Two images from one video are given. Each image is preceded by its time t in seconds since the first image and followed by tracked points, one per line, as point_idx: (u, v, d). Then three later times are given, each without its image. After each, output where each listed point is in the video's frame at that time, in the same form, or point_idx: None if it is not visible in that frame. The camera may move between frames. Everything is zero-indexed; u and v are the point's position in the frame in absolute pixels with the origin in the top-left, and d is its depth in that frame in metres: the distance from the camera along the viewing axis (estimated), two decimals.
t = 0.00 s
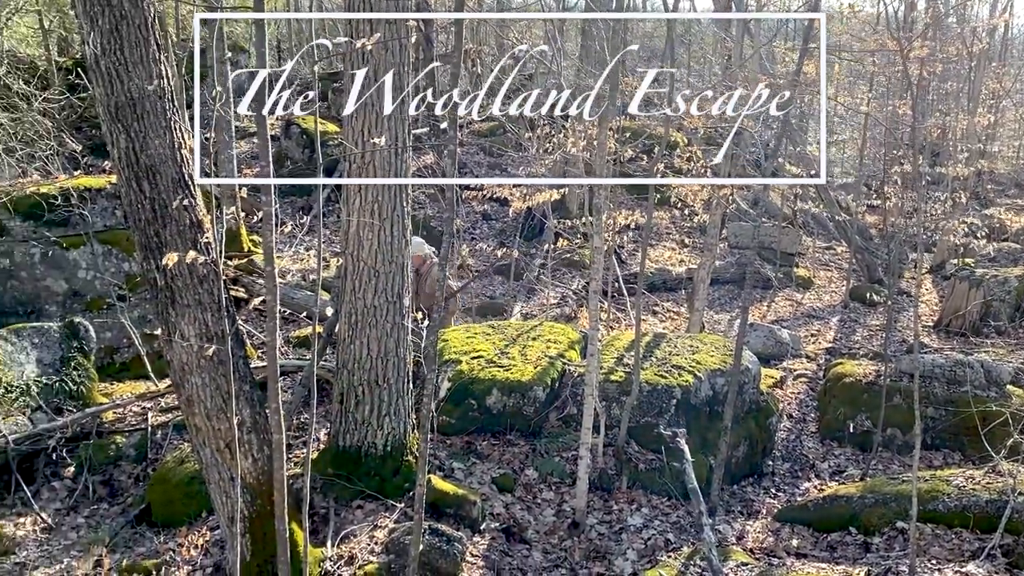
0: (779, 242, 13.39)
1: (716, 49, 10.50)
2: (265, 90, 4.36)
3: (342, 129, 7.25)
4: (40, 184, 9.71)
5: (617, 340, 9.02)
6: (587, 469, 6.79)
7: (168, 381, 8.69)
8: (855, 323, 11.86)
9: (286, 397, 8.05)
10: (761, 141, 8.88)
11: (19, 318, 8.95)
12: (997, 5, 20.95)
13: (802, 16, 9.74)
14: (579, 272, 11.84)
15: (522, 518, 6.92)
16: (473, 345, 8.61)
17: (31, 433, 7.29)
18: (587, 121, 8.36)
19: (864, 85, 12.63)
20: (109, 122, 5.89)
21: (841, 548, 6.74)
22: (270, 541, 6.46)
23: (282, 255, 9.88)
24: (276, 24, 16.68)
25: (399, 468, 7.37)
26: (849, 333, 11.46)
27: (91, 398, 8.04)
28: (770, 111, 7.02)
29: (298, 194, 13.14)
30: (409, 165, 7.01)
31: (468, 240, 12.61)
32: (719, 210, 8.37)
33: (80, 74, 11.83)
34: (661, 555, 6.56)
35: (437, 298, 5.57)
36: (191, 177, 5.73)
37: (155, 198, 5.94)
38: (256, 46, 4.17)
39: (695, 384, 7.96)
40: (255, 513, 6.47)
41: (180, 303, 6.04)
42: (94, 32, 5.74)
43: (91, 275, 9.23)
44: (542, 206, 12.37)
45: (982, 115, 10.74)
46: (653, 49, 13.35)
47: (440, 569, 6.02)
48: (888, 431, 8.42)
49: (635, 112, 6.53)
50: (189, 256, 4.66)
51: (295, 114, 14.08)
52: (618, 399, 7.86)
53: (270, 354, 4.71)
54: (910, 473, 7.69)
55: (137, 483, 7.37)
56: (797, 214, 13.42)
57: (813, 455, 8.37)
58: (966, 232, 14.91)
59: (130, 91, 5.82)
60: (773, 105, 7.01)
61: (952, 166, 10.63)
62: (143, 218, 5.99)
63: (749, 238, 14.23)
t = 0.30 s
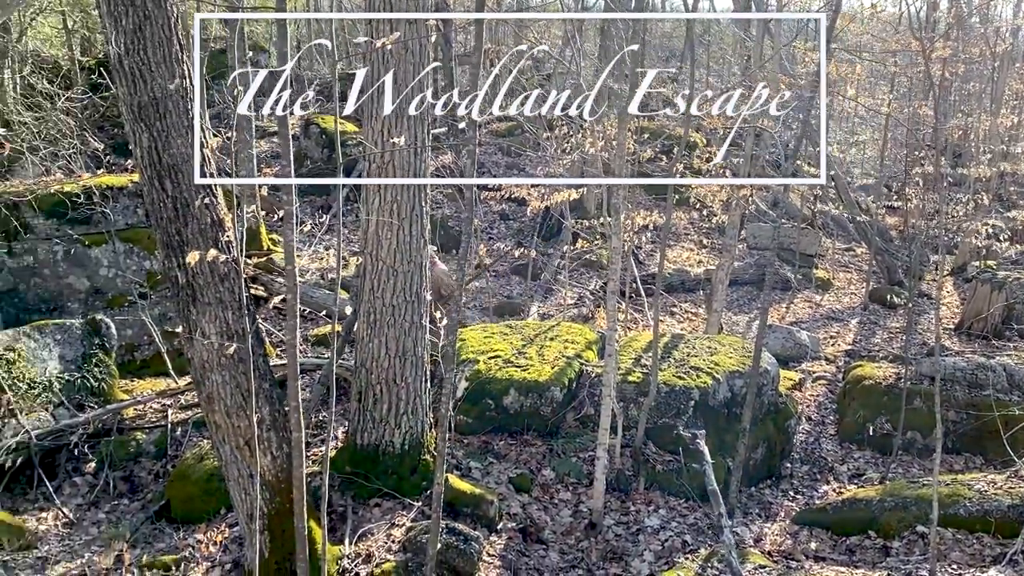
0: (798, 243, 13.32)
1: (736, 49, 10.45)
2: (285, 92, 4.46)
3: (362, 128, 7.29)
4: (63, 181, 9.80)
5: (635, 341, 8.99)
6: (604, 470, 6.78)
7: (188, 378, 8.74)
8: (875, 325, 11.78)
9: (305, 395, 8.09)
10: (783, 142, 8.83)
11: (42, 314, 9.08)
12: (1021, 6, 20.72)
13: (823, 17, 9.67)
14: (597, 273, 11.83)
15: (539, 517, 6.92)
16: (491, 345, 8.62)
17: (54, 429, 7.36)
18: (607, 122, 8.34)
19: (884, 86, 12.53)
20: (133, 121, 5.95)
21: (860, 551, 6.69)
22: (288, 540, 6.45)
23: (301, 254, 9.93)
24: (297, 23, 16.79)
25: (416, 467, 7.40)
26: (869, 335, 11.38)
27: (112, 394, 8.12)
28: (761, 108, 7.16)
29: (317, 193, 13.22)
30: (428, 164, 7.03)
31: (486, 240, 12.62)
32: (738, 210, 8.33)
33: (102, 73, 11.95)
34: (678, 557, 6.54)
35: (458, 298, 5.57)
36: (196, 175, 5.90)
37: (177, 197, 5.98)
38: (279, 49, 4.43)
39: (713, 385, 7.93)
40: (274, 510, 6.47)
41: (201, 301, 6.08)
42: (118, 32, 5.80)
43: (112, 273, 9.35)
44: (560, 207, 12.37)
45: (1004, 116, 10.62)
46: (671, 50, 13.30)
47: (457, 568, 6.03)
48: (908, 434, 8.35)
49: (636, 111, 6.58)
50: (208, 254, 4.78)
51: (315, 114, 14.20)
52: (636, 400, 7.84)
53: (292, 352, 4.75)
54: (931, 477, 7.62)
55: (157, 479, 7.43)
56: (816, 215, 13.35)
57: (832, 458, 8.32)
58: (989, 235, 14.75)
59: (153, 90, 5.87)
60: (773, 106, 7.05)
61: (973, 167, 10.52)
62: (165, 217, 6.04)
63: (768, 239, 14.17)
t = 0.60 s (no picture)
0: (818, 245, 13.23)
1: (758, 50, 10.37)
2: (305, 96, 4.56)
3: (381, 128, 7.31)
4: (87, 180, 9.90)
5: (653, 342, 8.96)
6: (622, 471, 6.76)
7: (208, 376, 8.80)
8: (895, 328, 11.68)
9: (324, 394, 8.12)
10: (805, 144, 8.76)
11: (65, 312, 9.17)
12: None
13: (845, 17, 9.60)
14: (616, 274, 11.80)
15: (556, 519, 6.90)
16: (508, 345, 8.62)
17: (76, 426, 7.46)
18: (627, 123, 8.32)
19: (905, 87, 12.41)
20: (155, 121, 6.00)
21: (880, 556, 6.63)
22: (308, 537, 6.53)
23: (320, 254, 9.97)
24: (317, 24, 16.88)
25: (434, 467, 7.41)
26: (889, 339, 11.28)
27: (133, 392, 8.18)
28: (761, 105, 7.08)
29: (336, 193, 13.28)
30: (446, 164, 7.04)
31: (504, 241, 12.62)
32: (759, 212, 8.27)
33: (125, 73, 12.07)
34: (695, 559, 6.52)
35: (478, 299, 5.57)
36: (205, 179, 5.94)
37: (198, 196, 6.01)
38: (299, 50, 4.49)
39: (732, 388, 7.88)
40: (293, 509, 6.52)
41: (222, 299, 6.11)
42: (142, 33, 5.86)
43: (134, 271, 9.41)
44: (578, 208, 12.35)
45: None
46: (690, 50, 13.24)
47: (474, 569, 6.03)
48: (929, 438, 8.28)
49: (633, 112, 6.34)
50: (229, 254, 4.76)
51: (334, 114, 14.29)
52: (654, 402, 7.81)
53: (312, 351, 4.79)
54: (952, 482, 7.55)
55: (176, 476, 7.48)
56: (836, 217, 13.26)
57: (852, 462, 8.26)
58: (1013, 238, 14.57)
59: (175, 90, 5.91)
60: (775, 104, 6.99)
61: (996, 170, 10.39)
62: (187, 217, 6.08)
63: (788, 241, 14.09)
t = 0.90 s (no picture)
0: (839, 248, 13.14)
1: (780, 52, 10.30)
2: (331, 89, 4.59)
3: (400, 128, 7.32)
4: (111, 181, 10.09)
5: (672, 345, 8.92)
6: (640, 474, 6.74)
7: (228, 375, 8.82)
8: (917, 332, 11.57)
9: (343, 394, 8.16)
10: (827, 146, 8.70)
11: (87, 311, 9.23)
12: None
13: (869, 17, 9.52)
14: (635, 276, 11.78)
15: (574, 521, 6.88)
16: (526, 346, 8.60)
17: (97, 424, 7.45)
18: (648, 124, 8.30)
19: (927, 88, 12.25)
20: (178, 121, 6.06)
21: (901, 562, 6.57)
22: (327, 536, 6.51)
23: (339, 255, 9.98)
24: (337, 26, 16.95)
25: (451, 467, 7.41)
26: (910, 343, 11.18)
27: (154, 390, 8.23)
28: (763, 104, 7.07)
29: (356, 194, 13.36)
30: (466, 164, 7.04)
31: (523, 242, 12.63)
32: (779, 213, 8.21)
33: (147, 75, 12.17)
34: (713, 563, 6.49)
35: (497, 299, 5.55)
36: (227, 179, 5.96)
37: (220, 196, 6.04)
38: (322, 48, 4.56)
39: (752, 391, 7.83)
40: (312, 507, 6.55)
41: (243, 298, 6.14)
42: (165, 33, 5.90)
43: (156, 270, 9.49)
44: (597, 209, 12.34)
45: None
46: (710, 51, 13.18)
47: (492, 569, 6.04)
48: (951, 443, 8.20)
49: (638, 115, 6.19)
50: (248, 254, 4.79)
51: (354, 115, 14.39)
52: (672, 405, 7.78)
53: (333, 350, 4.82)
54: (975, 488, 7.46)
55: (196, 474, 7.53)
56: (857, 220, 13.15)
57: (872, 466, 8.19)
58: None
59: (198, 91, 5.95)
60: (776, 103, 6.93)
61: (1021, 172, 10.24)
62: (209, 216, 6.12)
63: (808, 243, 14.00)
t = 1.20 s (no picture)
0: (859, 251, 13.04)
1: (802, 53, 10.23)
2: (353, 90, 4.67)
3: (420, 130, 7.34)
4: (133, 182, 10.26)
5: (691, 347, 8.89)
6: (658, 477, 6.70)
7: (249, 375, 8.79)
8: (939, 336, 11.46)
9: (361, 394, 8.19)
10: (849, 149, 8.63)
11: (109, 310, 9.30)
12: None
13: (890, 18, 9.45)
14: (653, 278, 11.75)
15: (591, 523, 6.86)
16: (544, 348, 8.59)
17: (118, 422, 7.58)
18: (669, 125, 8.28)
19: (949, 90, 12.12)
20: (200, 122, 6.10)
21: (922, 568, 6.50)
22: (345, 537, 6.49)
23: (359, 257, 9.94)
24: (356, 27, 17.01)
25: (469, 468, 7.41)
26: (932, 346, 11.08)
27: (174, 390, 8.25)
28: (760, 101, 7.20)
29: (375, 195, 13.42)
30: (485, 165, 7.04)
31: (541, 244, 12.63)
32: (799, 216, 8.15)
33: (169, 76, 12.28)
34: (732, 567, 6.45)
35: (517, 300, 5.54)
36: (244, 175, 6.01)
37: (242, 197, 6.05)
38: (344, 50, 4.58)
39: (772, 394, 7.78)
40: (331, 507, 6.57)
41: (264, 299, 6.17)
42: (188, 36, 5.97)
43: (177, 270, 9.55)
44: (616, 211, 12.32)
45: None
46: (728, 52, 13.13)
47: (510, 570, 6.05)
48: (974, 449, 8.11)
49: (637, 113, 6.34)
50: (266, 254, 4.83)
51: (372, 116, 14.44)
52: (691, 407, 7.74)
53: (353, 350, 4.86)
54: (999, 494, 7.36)
55: (216, 473, 7.58)
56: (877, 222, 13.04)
57: (893, 471, 8.11)
58: None
59: (220, 92, 5.99)
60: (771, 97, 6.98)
61: None
62: (230, 217, 6.14)
63: (829, 246, 13.92)
